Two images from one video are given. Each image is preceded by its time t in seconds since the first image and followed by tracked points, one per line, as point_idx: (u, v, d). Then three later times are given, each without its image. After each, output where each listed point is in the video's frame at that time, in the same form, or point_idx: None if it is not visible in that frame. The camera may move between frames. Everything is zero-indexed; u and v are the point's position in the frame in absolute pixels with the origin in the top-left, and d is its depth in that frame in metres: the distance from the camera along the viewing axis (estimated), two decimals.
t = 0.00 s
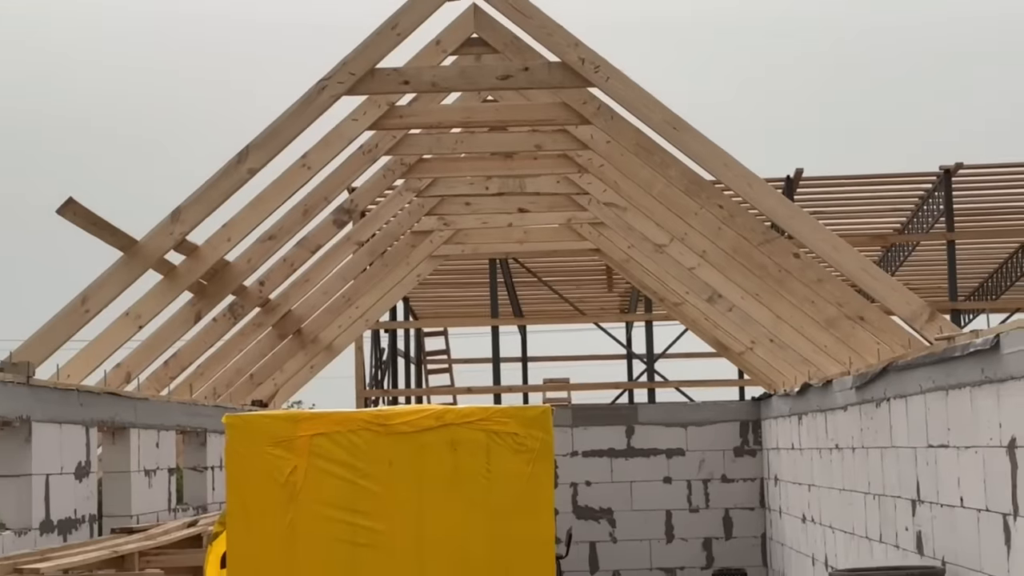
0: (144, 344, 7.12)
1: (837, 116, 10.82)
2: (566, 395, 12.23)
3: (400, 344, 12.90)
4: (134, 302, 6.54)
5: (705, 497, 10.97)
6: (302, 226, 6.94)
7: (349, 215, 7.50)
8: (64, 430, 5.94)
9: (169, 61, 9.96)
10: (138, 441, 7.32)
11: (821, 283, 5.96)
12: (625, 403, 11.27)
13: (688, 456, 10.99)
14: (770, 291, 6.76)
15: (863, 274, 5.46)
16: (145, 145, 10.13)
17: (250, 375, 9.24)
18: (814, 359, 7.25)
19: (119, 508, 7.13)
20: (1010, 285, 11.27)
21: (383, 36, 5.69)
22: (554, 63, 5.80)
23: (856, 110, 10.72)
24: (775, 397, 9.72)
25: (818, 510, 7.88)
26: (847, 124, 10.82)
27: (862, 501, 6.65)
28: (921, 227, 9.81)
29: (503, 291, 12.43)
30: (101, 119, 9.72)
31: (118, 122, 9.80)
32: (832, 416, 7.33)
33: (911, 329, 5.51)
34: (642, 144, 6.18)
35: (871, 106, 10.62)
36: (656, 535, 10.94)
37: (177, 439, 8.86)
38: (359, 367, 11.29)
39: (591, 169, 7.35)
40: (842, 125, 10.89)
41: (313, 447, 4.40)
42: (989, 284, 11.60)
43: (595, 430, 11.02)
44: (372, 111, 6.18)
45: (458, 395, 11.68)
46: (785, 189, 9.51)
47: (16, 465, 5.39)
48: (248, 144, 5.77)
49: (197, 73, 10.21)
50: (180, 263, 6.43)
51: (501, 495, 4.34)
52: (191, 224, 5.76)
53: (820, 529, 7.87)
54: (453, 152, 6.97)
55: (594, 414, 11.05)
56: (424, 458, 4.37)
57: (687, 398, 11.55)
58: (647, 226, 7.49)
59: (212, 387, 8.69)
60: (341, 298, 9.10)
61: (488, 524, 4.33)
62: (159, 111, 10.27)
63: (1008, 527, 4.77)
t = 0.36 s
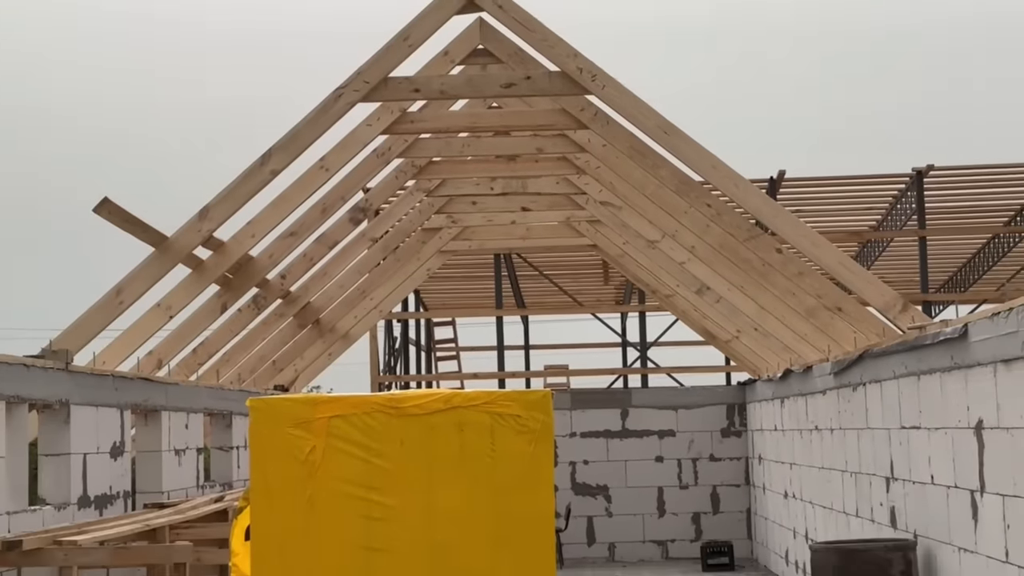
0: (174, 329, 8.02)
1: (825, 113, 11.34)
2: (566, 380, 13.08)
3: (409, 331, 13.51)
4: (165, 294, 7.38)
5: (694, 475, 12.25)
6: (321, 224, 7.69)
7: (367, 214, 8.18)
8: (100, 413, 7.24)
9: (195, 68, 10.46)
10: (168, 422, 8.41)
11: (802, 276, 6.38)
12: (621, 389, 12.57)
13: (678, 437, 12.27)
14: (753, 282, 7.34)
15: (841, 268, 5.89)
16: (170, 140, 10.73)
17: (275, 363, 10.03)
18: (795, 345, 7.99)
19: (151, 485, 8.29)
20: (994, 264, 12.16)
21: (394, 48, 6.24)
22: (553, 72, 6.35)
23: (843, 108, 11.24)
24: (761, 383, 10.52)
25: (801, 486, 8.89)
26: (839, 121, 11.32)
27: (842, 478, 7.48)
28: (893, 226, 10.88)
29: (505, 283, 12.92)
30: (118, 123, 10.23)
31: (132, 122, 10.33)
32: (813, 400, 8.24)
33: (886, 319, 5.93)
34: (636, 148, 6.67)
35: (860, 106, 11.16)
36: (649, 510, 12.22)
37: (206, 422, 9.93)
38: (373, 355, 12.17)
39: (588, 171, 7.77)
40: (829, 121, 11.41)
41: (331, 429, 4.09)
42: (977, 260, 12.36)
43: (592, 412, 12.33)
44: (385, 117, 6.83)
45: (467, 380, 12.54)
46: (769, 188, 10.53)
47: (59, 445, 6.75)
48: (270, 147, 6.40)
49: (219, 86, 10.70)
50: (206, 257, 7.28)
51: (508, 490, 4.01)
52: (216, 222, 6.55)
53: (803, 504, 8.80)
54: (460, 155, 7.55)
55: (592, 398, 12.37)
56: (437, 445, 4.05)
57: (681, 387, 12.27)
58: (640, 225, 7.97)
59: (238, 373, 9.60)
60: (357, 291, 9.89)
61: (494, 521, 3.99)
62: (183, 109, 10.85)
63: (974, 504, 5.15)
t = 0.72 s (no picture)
0: (179, 325, 8.07)
1: (827, 106, 11.36)
2: (571, 375, 13.10)
3: (412, 325, 13.54)
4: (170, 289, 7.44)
5: (698, 470, 12.24)
6: (324, 219, 7.75)
7: (371, 208, 8.21)
8: (106, 407, 7.30)
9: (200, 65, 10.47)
10: (173, 417, 8.48)
11: (806, 271, 6.38)
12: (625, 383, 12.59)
13: (682, 431, 12.28)
14: (757, 276, 7.33)
15: (846, 262, 5.91)
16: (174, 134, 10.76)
17: (279, 358, 10.06)
18: (799, 340, 8.01)
19: (156, 479, 8.34)
20: (997, 259, 12.20)
21: (399, 42, 6.39)
22: (558, 67, 6.46)
23: (845, 101, 11.26)
24: (763, 377, 10.55)
25: (805, 480, 8.90)
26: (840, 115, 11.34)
27: (846, 473, 7.48)
28: (898, 219, 10.90)
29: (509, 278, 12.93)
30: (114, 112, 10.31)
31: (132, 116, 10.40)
32: (817, 394, 8.24)
33: (891, 313, 5.96)
34: (640, 141, 6.75)
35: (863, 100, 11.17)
36: (652, 504, 12.24)
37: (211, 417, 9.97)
38: (378, 349, 12.20)
39: (593, 165, 7.95)
40: (831, 112, 11.37)
41: (335, 424, 4.07)
42: (980, 255, 12.38)
43: (596, 407, 12.35)
44: (389, 112, 6.93)
45: (470, 375, 12.57)
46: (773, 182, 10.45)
47: (64, 439, 6.82)
48: (274, 142, 6.51)
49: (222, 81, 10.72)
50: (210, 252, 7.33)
51: (513, 482, 3.97)
52: (220, 215, 6.61)
53: (806, 498, 8.83)
54: (464, 149, 7.63)
55: (596, 393, 12.38)
56: (441, 437, 4.00)
57: (683, 380, 12.32)
58: (645, 217, 8.05)
59: (243, 367, 9.64)
60: (360, 285, 9.79)
61: (499, 514, 3.95)
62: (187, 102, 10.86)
63: (978, 497, 5.15)
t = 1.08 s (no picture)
0: (182, 320, 8.08)
1: (829, 100, 11.36)
2: (574, 370, 13.11)
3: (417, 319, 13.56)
4: (174, 284, 7.46)
5: (702, 464, 12.26)
6: (329, 215, 7.82)
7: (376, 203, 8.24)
8: (110, 401, 7.34)
9: (203, 61, 10.45)
10: (177, 412, 8.50)
11: (810, 266, 6.43)
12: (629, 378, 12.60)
13: (686, 426, 12.28)
14: (761, 272, 7.40)
15: (850, 258, 5.94)
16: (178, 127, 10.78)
17: (284, 353, 10.08)
18: (803, 336, 8.04)
19: (161, 474, 8.37)
20: (1001, 255, 12.21)
21: (403, 38, 6.45)
22: (562, 61, 6.50)
23: (849, 95, 11.25)
24: (767, 371, 10.56)
25: (808, 474, 8.91)
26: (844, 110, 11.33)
27: (850, 467, 7.49)
28: (903, 214, 10.90)
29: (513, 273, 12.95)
30: (132, 102, 10.21)
31: (144, 106, 10.33)
32: (821, 389, 8.25)
33: (895, 309, 5.98)
34: (644, 137, 6.77)
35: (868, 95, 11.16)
36: (656, 499, 12.25)
37: (216, 411, 10.00)
38: (382, 344, 12.22)
39: (597, 161, 7.88)
40: (832, 111, 11.49)
41: (339, 420, 4.05)
42: (984, 251, 12.40)
43: (599, 402, 12.36)
44: (393, 107, 6.94)
45: (474, 370, 12.59)
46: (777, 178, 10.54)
47: (69, 434, 6.85)
48: (278, 138, 6.56)
49: (222, 76, 10.71)
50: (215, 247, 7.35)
51: (517, 479, 3.97)
52: (224, 210, 6.63)
53: (811, 494, 8.82)
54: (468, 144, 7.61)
55: (600, 387, 12.40)
56: (444, 433, 4.00)
57: (687, 375, 12.32)
58: (648, 212, 8.07)
59: (247, 362, 9.65)
60: (365, 281, 9.94)
61: (503, 511, 3.96)
62: (188, 97, 10.88)
63: (982, 493, 5.15)
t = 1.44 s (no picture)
0: (185, 316, 8.09)
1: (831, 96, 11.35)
2: (577, 367, 13.11)
3: (420, 316, 13.58)
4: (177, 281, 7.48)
5: (705, 461, 12.26)
6: (333, 211, 7.84)
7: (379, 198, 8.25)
8: (114, 398, 7.35)
9: (203, 60, 10.46)
10: (181, 408, 8.52)
11: (813, 262, 6.45)
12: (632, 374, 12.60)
13: (689, 422, 12.28)
14: (764, 268, 7.41)
15: (852, 254, 5.95)
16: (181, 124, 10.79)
17: (287, 349, 10.09)
18: (806, 332, 8.04)
19: (164, 470, 8.38)
20: (1004, 251, 12.21)
21: (406, 34, 6.48)
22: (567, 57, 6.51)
23: (853, 92, 11.27)
24: (771, 367, 10.57)
25: (811, 471, 8.92)
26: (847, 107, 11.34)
27: (853, 464, 7.49)
28: (906, 210, 10.89)
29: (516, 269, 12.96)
30: (132, 99, 10.15)
31: (144, 102, 10.22)
32: (824, 385, 8.24)
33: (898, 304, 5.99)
34: (647, 133, 6.79)
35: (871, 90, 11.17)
36: (659, 495, 12.25)
37: (219, 408, 10.01)
38: (385, 341, 12.24)
39: (600, 156, 7.90)
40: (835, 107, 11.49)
41: (343, 415, 4.05)
42: (987, 247, 12.40)
43: (602, 399, 12.36)
44: (396, 103, 6.95)
45: (477, 366, 12.60)
46: (780, 173, 10.56)
47: (72, 430, 6.86)
48: (281, 134, 6.58)
49: (232, 76, 10.73)
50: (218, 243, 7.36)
51: (519, 475, 3.97)
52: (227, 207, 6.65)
53: (814, 490, 8.83)
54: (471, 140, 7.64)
55: (602, 384, 12.40)
56: (447, 429, 4.00)
57: (690, 371, 12.32)
58: (651, 208, 8.08)
59: (250, 358, 9.66)
60: (369, 277, 9.92)
61: (506, 507, 3.96)
62: (190, 95, 10.86)
63: (985, 489, 5.15)
